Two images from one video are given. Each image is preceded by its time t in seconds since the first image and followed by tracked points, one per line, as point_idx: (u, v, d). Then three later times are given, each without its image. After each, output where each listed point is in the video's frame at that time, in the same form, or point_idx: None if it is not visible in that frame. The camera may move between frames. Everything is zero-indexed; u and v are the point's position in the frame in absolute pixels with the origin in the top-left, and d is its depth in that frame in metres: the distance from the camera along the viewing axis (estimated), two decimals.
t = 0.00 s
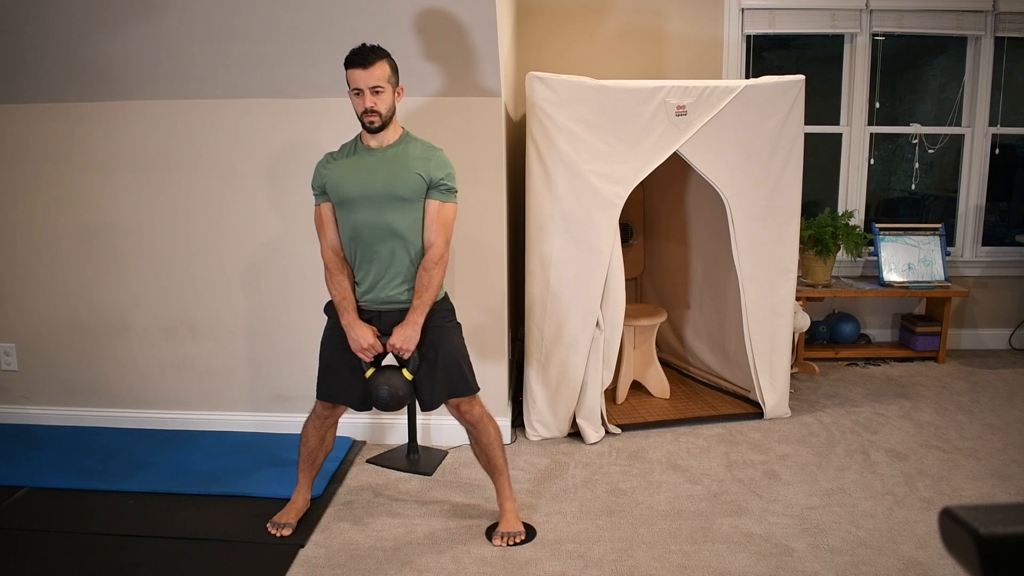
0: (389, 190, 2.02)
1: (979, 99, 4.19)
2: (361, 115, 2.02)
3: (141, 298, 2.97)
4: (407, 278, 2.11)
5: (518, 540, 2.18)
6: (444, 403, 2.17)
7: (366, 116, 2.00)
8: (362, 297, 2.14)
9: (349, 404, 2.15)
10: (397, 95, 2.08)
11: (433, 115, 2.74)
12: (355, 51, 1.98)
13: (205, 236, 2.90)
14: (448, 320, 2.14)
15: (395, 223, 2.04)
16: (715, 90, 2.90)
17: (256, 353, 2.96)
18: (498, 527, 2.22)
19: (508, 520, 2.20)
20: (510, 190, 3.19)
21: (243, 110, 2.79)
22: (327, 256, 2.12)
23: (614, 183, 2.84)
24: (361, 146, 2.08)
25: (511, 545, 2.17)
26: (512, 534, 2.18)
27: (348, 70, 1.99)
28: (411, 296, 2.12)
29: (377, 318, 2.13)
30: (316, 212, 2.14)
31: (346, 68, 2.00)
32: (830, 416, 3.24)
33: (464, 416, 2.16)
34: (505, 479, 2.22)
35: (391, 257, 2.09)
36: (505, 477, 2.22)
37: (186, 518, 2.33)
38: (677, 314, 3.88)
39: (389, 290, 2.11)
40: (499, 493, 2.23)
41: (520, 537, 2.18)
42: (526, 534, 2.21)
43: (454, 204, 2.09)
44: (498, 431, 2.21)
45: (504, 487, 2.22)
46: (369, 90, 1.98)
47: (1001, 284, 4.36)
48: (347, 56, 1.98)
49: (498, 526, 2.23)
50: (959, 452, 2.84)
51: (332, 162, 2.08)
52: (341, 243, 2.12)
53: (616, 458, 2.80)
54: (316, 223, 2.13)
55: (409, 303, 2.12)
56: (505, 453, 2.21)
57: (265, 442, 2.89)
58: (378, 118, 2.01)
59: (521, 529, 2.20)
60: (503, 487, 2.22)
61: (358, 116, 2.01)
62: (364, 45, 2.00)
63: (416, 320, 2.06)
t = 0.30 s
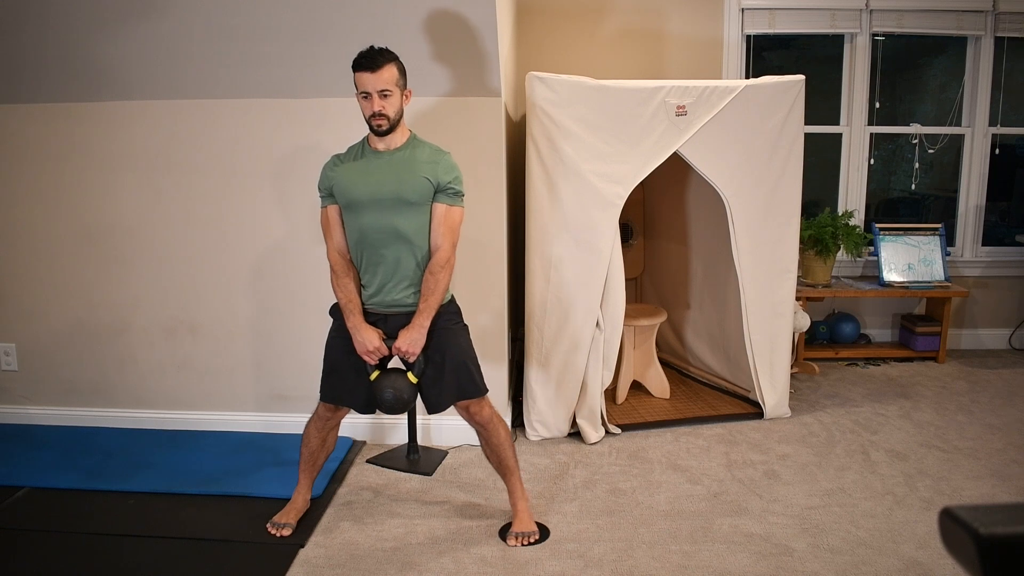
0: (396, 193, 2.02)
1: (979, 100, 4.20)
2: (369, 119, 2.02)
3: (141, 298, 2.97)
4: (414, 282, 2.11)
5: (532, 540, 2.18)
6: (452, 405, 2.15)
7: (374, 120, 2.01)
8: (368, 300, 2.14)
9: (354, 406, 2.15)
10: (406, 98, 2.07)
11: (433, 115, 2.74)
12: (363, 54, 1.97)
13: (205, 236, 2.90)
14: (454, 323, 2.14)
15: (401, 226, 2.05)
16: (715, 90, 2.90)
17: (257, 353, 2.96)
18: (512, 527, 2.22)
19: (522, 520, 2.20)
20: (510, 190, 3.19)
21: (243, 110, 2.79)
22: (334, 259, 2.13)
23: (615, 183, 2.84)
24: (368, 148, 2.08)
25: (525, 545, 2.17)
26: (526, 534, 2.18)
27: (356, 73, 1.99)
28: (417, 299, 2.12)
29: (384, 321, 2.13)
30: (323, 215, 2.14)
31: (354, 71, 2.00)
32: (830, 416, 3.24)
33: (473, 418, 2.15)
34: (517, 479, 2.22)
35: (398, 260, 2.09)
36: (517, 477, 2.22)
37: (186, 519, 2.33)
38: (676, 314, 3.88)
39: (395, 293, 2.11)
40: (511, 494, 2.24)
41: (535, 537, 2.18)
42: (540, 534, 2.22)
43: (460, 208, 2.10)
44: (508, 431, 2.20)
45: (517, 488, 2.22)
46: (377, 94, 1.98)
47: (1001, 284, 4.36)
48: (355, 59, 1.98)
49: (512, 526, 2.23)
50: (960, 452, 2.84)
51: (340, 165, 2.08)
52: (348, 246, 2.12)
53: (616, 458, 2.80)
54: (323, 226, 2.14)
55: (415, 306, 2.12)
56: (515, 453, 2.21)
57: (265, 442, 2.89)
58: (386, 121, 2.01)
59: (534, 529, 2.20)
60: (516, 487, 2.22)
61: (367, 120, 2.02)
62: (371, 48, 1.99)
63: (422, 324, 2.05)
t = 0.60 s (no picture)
0: (405, 197, 2.02)
1: (979, 100, 4.20)
2: (378, 123, 2.01)
3: (140, 298, 2.97)
4: (422, 285, 2.11)
5: (545, 541, 2.18)
6: (464, 407, 2.16)
7: (383, 124, 2.00)
8: (376, 303, 2.14)
9: (361, 408, 2.15)
10: (414, 102, 2.07)
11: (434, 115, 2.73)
12: (372, 57, 1.97)
13: (205, 237, 2.90)
14: (463, 325, 2.15)
15: (410, 230, 2.05)
16: (715, 90, 2.90)
17: (257, 353, 2.96)
18: (526, 527, 2.22)
19: (536, 520, 2.20)
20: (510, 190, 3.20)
21: (243, 109, 2.80)
22: (342, 262, 2.12)
23: (615, 183, 2.84)
24: (377, 151, 2.08)
25: (539, 545, 2.17)
26: (539, 533, 2.18)
27: (365, 77, 1.98)
28: (426, 302, 2.12)
29: (392, 324, 2.14)
30: (331, 217, 2.14)
31: (363, 75, 1.99)
32: (830, 416, 3.24)
33: (484, 420, 2.15)
34: (530, 479, 2.21)
35: (406, 263, 2.09)
36: (530, 477, 2.21)
37: (186, 518, 2.33)
38: (676, 314, 3.88)
39: (404, 296, 2.11)
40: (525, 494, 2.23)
41: (549, 537, 2.18)
42: (554, 533, 2.21)
43: (469, 211, 2.09)
44: (520, 432, 2.21)
45: (529, 488, 2.22)
46: (387, 97, 1.98)
47: (1000, 284, 4.36)
48: (364, 63, 1.97)
49: (526, 526, 2.23)
50: (960, 452, 2.84)
51: (348, 167, 2.08)
52: (356, 249, 2.12)
53: (616, 458, 2.80)
54: (331, 228, 2.13)
55: (424, 310, 2.12)
56: (528, 453, 2.21)
57: (265, 442, 2.89)
58: (395, 125, 2.00)
59: (548, 529, 2.20)
60: (529, 487, 2.22)
61: (376, 124, 2.01)
62: (381, 51, 1.99)
63: (430, 327, 2.06)
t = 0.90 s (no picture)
0: (413, 199, 2.02)
1: (979, 100, 4.20)
2: (386, 127, 2.01)
3: (141, 298, 2.98)
4: (431, 287, 2.12)
5: (558, 540, 2.18)
6: (474, 409, 2.17)
7: (392, 128, 2.00)
8: (385, 305, 2.15)
9: (369, 409, 2.15)
10: (422, 106, 2.07)
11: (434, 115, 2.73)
12: (380, 62, 1.96)
13: (205, 237, 2.90)
14: (472, 327, 2.15)
15: (419, 232, 2.05)
16: (714, 90, 2.90)
17: (257, 353, 2.96)
18: (538, 527, 2.22)
19: (548, 519, 2.20)
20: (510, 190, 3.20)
21: (243, 109, 2.80)
22: (350, 264, 2.12)
23: (615, 183, 2.84)
24: (384, 154, 2.08)
25: (551, 545, 2.17)
26: (552, 533, 2.18)
27: (373, 81, 1.98)
28: (434, 304, 2.13)
29: (401, 326, 2.14)
30: (339, 220, 2.13)
31: (371, 80, 1.99)
32: (830, 416, 3.24)
33: (494, 421, 2.16)
34: (541, 479, 2.21)
35: (414, 266, 2.09)
36: (541, 478, 2.22)
37: (186, 519, 2.33)
38: (676, 314, 3.88)
39: (412, 298, 2.11)
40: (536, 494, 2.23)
41: (561, 537, 2.18)
42: (566, 534, 2.21)
43: (477, 213, 2.10)
44: (530, 432, 2.21)
45: (541, 488, 2.22)
46: (395, 102, 1.98)
47: (1000, 284, 4.36)
48: (372, 68, 1.97)
49: (538, 527, 2.23)
50: (960, 452, 2.84)
51: (356, 170, 2.08)
52: (364, 251, 2.12)
53: (616, 458, 2.80)
54: (339, 231, 2.13)
55: (432, 312, 2.12)
56: (538, 453, 2.21)
57: (265, 442, 2.89)
58: (404, 129, 2.00)
59: (560, 529, 2.20)
60: (540, 488, 2.22)
61: (384, 128, 2.01)
62: (389, 56, 1.99)
63: (439, 329, 2.06)
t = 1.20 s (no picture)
0: (418, 200, 2.02)
1: (979, 100, 4.20)
2: (392, 129, 2.02)
3: (141, 298, 2.98)
4: (435, 288, 2.11)
5: (567, 540, 2.18)
6: (481, 411, 2.16)
7: (397, 129, 2.01)
8: (389, 307, 2.15)
9: (372, 410, 2.15)
10: (428, 108, 2.07)
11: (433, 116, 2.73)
12: (386, 64, 1.97)
13: (205, 237, 2.90)
14: (476, 329, 2.14)
15: (423, 233, 2.04)
16: (715, 90, 2.90)
17: (257, 353, 2.96)
18: (547, 527, 2.21)
19: (557, 520, 2.20)
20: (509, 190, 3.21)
21: (243, 109, 2.80)
22: (355, 265, 2.13)
23: (615, 183, 2.84)
24: (390, 156, 2.09)
25: (561, 545, 2.17)
26: (561, 533, 2.18)
27: (378, 83, 1.98)
28: (438, 306, 2.12)
29: (404, 328, 2.14)
30: (345, 221, 2.14)
31: (377, 82, 1.99)
32: (829, 416, 3.24)
33: (502, 422, 2.15)
34: (550, 479, 2.21)
35: (419, 267, 2.09)
36: (549, 478, 2.21)
37: (186, 519, 2.33)
38: (676, 314, 3.88)
39: (416, 300, 2.11)
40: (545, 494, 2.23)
41: (570, 537, 2.18)
42: (575, 534, 2.21)
43: (482, 215, 2.08)
44: (538, 433, 2.20)
45: (550, 488, 2.21)
46: (400, 104, 1.98)
47: (1000, 284, 4.36)
48: (377, 70, 1.97)
49: (547, 526, 2.23)
50: (960, 452, 2.85)
51: (363, 172, 2.09)
52: (369, 252, 2.12)
53: (616, 458, 2.80)
54: (345, 232, 2.14)
55: (436, 313, 2.12)
56: (546, 454, 2.21)
57: (265, 442, 2.89)
58: (409, 131, 2.00)
59: (569, 529, 2.20)
60: (549, 488, 2.21)
61: (389, 130, 2.01)
62: (394, 59, 1.99)
63: (442, 331, 2.05)
